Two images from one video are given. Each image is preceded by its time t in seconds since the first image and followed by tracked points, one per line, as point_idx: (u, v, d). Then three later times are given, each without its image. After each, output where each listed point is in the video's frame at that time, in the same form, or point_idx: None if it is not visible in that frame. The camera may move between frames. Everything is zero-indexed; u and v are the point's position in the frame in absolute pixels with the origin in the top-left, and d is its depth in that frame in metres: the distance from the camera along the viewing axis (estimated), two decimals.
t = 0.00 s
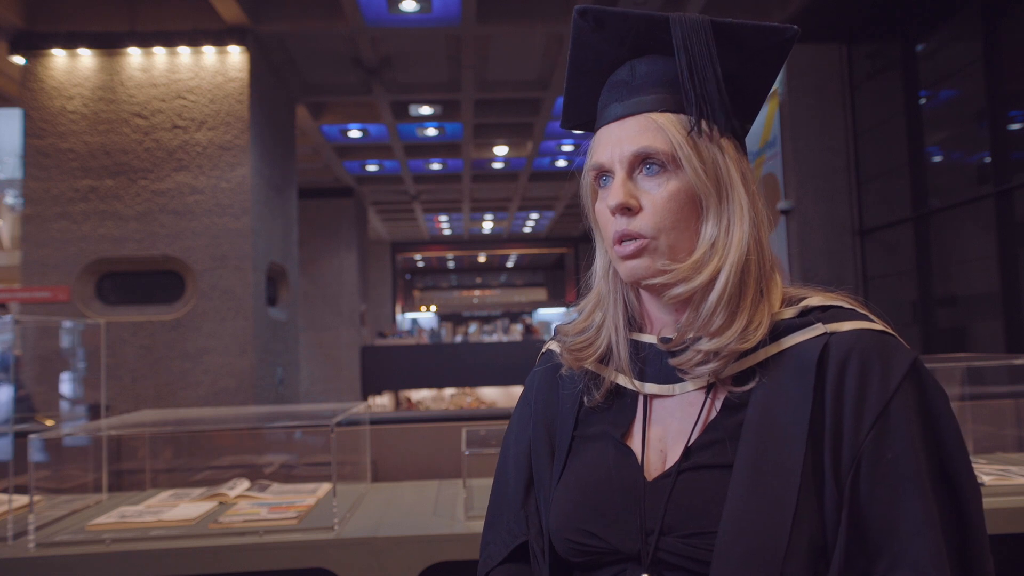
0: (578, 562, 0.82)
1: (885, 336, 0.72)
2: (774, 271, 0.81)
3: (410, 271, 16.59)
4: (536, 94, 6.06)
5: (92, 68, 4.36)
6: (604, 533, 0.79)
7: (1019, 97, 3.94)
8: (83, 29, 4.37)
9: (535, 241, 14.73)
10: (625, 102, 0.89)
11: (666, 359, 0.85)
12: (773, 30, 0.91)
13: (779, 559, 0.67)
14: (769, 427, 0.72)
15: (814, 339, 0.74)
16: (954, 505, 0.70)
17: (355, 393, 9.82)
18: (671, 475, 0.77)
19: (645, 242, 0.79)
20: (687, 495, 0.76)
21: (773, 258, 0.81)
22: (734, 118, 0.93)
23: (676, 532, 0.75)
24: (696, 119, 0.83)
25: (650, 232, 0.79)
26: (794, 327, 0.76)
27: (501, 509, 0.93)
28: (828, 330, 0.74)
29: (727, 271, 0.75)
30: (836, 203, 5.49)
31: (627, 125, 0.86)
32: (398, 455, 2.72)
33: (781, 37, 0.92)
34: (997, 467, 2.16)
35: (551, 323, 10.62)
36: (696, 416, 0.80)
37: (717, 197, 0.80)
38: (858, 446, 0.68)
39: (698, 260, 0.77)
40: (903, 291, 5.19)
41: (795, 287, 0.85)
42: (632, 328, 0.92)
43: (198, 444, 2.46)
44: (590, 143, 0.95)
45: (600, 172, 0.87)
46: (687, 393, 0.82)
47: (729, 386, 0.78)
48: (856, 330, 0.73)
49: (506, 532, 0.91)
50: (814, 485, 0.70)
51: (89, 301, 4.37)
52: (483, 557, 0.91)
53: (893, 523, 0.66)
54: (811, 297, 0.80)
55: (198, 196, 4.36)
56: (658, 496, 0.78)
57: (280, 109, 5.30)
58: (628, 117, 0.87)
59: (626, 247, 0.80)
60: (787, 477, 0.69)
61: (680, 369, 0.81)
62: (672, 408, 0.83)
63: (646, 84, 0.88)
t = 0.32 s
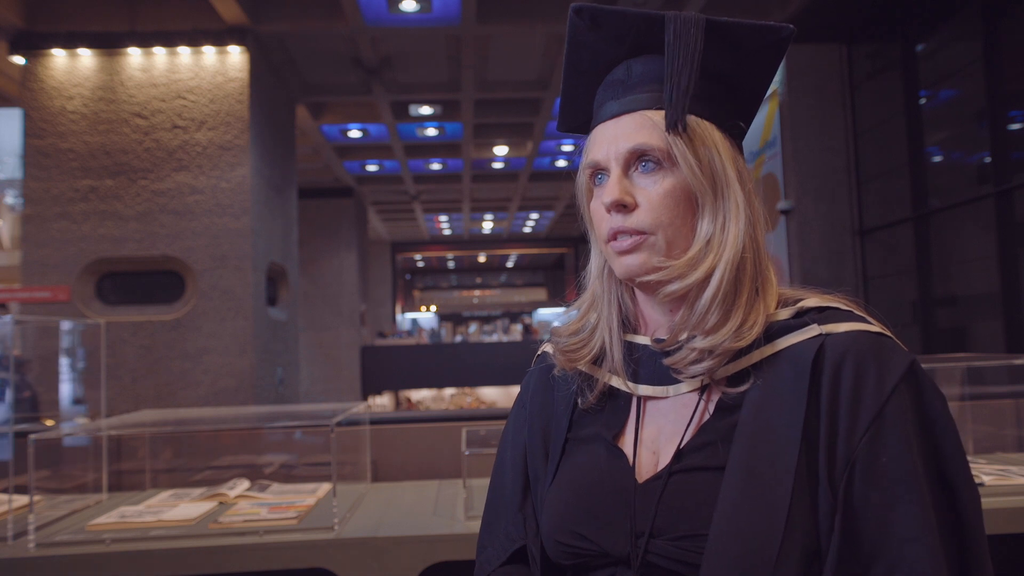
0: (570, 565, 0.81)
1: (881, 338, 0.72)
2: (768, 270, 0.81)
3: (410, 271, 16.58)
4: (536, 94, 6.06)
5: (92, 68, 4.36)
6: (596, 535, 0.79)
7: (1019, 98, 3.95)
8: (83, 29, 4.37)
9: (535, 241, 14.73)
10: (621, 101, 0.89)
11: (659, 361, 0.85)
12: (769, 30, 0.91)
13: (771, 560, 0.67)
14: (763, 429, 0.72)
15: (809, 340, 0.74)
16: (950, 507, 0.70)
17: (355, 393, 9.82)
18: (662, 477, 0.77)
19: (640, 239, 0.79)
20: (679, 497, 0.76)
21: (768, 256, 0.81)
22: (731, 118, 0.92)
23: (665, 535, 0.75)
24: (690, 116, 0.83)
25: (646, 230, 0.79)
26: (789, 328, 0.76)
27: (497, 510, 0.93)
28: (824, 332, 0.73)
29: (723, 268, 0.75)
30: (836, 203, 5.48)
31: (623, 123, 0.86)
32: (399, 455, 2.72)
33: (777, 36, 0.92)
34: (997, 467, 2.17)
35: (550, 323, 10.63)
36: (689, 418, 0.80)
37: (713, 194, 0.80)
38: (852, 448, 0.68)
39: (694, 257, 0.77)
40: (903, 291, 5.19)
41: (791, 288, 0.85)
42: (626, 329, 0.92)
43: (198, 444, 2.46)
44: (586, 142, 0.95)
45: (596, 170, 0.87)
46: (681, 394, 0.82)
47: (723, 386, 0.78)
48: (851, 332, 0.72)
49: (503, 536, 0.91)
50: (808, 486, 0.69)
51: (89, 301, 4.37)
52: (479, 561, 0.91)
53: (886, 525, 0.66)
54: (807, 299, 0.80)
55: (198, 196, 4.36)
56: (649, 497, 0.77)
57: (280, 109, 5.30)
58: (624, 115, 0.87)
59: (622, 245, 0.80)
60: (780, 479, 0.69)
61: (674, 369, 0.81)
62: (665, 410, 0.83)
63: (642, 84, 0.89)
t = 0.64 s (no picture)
0: (563, 565, 0.81)
1: (876, 332, 0.72)
2: (762, 267, 0.80)
3: (410, 271, 16.58)
4: (536, 93, 6.06)
5: (92, 68, 4.36)
6: (588, 536, 0.79)
7: (1020, 98, 3.95)
8: (83, 29, 4.36)
9: (535, 241, 14.73)
10: (615, 93, 0.90)
11: (653, 358, 0.85)
12: (766, 23, 0.91)
13: (760, 554, 0.67)
14: (756, 425, 0.72)
15: (804, 333, 0.74)
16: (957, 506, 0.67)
17: (355, 393, 9.83)
18: (655, 477, 0.77)
19: (630, 231, 0.78)
20: (672, 496, 0.75)
21: (762, 253, 0.80)
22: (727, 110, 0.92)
23: (659, 535, 0.75)
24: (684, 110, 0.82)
25: (636, 222, 0.78)
26: (784, 322, 0.76)
27: (495, 505, 0.94)
28: (818, 325, 0.74)
29: (714, 263, 0.74)
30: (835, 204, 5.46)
31: (615, 118, 0.86)
32: (399, 455, 2.72)
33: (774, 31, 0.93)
34: (997, 467, 2.16)
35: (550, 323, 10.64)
36: (682, 415, 0.80)
37: (706, 189, 0.79)
38: (840, 443, 0.68)
39: (686, 251, 0.76)
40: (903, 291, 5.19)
41: (788, 284, 0.85)
42: (620, 325, 0.92)
43: (198, 444, 2.46)
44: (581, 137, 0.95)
45: (588, 165, 0.87)
46: (674, 391, 0.82)
47: (716, 382, 0.78)
48: (846, 325, 0.72)
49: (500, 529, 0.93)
50: (800, 481, 0.69)
51: (89, 301, 4.36)
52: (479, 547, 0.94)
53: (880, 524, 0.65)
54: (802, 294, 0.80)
55: (197, 196, 4.36)
56: (642, 496, 0.77)
57: (280, 109, 5.30)
58: (617, 109, 0.87)
59: (613, 237, 0.80)
60: (772, 474, 0.69)
61: (667, 366, 0.82)
62: (659, 407, 0.83)
63: (637, 76, 0.89)
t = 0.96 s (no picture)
0: (560, 567, 0.81)
1: (876, 331, 0.70)
2: (758, 260, 0.80)
3: (410, 271, 16.57)
4: (536, 93, 6.06)
5: (92, 68, 4.36)
6: (586, 537, 0.78)
7: (1020, 98, 3.95)
8: (83, 29, 4.36)
9: (535, 241, 14.74)
10: (605, 93, 0.90)
11: (650, 357, 0.84)
12: (748, 15, 0.91)
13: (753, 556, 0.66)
14: (750, 424, 0.71)
15: (803, 332, 0.72)
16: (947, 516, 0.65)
17: (355, 393, 9.83)
18: (654, 479, 0.77)
19: (623, 229, 0.78)
20: (672, 497, 0.75)
21: (756, 245, 0.80)
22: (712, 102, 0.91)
23: (658, 536, 0.74)
24: (670, 104, 0.82)
25: (628, 219, 0.78)
26: (783, 321, 0.74)
27: (475, 502, 0.92)
28: (818, 323, 0.72)
29: (705, 256, 0.74)
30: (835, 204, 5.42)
31: (605, 116, 0.85)
32: (399, 455, 2.72)
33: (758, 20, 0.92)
34: (997, 467, 2.16)
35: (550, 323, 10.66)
36: (681, 415, 0.80)
37: (695, 182, 0.79)
38: (831, 439, 0.67)
39: (678, 245, 0.76)
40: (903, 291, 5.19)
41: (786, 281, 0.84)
42: (617, 325, 0.91)
43: (199, 444, 2.46)
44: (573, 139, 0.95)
45: (580, 165, 0.87)
46: (674, 392, 0.81)
47: (714, 381, 0.77)
48: (846, 323, 0.71)
49: (478, 530, 0.89)
50: (791, 482, 0.68)
51: (89, 301, 4.37)
52: (454, 552, 0.89)
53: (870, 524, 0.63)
54: (801, 292, 0.78)
55: (198, 196, 4.36)
56: (642, 498, 0.77)
57: (280, 109, 5.30)
58: (606, 108, 0.87)
59: (606, 236, 0.79)
60: (766, 473, 0.69)
61: (666, 364, 0.80)
62: (658, 408, 0.82)
63: (625, 74, 0.89)
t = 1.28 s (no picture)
0: (563, 570, 0.80)
1: (875, 334, 0.69)
2: (756, 258, 0.79)
3: (410, 271, 16.54)
4: (536, 93, 6.06)
5: (92, 68, 4.36)
6: (587, 540, 0.78)
7: (1020, 98, 3.95)
8: (83, 29, 4.37)
9: (536, 241, 14.74)
10: (601, 98, 0.90)
11: (649, 359, 0.84)
12: (739, 16, 0.90)
13: (743, 557, 0.66)
14: (748, 424, 0.70)
15: (802, 334, 0.71)
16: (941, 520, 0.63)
17: (355, 393, 9.83)
18: (652, 479, 0.76)
19: (620, 229, 0.78)
20: (670, 498, 0.74)
21: (754, 244, 0.80)
22: (701, 101, 0.90)
23: (658, 538, 0.74)
24: (663, 106, 0.83)
25: (624, 220, 0.78)
26: (781, 324, 0.73)
27: (491, 511, 0.91)
28: (816, 326, 0.71)
29: (701, 255, 0.74)
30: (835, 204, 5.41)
31: (601, 120, 0.86)
32: (399, 454, 2.72)
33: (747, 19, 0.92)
34: (997, 467, 2.16)
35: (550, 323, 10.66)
36: (679, 415, 0.79)
37: (690, 181, 0.79)
38: (818, 440, 0.66)
39: (675, 244, 0.76)
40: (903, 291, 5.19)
41: (785, 283, 0.83)
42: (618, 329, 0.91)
43: (198, 444, 2.46)
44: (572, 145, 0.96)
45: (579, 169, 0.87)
46: (673, 394, 0.80)
47: (712, 382, 0.76)
48: (845, 325, 0.70)
49: (497, 540, 0.88)
50: (783, 485, 0.67)
51: (89, 301, 4.37)
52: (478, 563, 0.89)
53: (854, 528, 0.62)
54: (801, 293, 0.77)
55: (198, 196, 4.36)
56: (640, 499, 0.76)
57: (279, 109, 5.30)
58: (602, 112, 0.88)
59: (603, 237, 0.80)
60: (762, 475, 0.67)
61: (664, 364, 0.80)
62: (657, 409, 0.81)
63: (619, 80, 0.90)
